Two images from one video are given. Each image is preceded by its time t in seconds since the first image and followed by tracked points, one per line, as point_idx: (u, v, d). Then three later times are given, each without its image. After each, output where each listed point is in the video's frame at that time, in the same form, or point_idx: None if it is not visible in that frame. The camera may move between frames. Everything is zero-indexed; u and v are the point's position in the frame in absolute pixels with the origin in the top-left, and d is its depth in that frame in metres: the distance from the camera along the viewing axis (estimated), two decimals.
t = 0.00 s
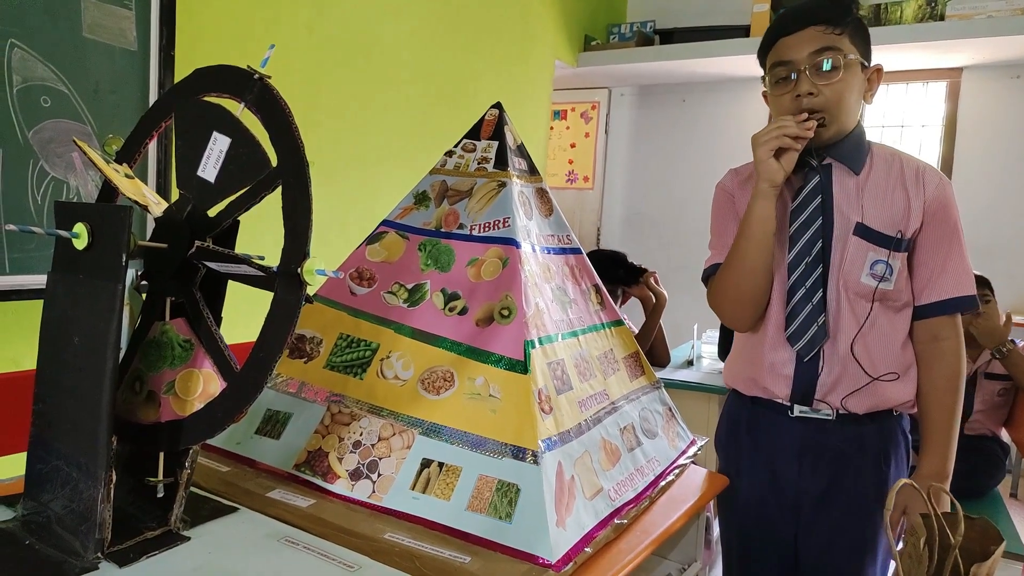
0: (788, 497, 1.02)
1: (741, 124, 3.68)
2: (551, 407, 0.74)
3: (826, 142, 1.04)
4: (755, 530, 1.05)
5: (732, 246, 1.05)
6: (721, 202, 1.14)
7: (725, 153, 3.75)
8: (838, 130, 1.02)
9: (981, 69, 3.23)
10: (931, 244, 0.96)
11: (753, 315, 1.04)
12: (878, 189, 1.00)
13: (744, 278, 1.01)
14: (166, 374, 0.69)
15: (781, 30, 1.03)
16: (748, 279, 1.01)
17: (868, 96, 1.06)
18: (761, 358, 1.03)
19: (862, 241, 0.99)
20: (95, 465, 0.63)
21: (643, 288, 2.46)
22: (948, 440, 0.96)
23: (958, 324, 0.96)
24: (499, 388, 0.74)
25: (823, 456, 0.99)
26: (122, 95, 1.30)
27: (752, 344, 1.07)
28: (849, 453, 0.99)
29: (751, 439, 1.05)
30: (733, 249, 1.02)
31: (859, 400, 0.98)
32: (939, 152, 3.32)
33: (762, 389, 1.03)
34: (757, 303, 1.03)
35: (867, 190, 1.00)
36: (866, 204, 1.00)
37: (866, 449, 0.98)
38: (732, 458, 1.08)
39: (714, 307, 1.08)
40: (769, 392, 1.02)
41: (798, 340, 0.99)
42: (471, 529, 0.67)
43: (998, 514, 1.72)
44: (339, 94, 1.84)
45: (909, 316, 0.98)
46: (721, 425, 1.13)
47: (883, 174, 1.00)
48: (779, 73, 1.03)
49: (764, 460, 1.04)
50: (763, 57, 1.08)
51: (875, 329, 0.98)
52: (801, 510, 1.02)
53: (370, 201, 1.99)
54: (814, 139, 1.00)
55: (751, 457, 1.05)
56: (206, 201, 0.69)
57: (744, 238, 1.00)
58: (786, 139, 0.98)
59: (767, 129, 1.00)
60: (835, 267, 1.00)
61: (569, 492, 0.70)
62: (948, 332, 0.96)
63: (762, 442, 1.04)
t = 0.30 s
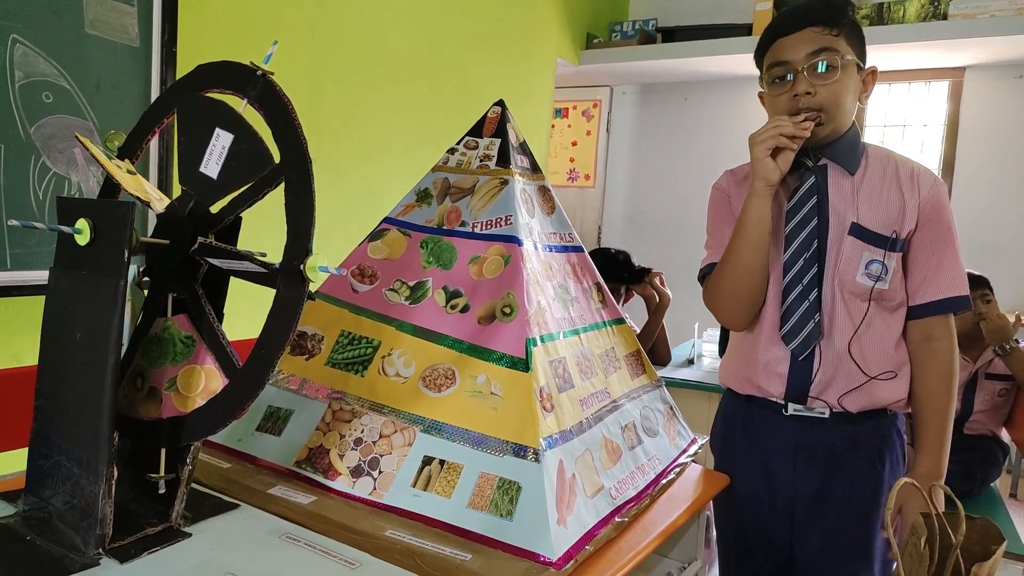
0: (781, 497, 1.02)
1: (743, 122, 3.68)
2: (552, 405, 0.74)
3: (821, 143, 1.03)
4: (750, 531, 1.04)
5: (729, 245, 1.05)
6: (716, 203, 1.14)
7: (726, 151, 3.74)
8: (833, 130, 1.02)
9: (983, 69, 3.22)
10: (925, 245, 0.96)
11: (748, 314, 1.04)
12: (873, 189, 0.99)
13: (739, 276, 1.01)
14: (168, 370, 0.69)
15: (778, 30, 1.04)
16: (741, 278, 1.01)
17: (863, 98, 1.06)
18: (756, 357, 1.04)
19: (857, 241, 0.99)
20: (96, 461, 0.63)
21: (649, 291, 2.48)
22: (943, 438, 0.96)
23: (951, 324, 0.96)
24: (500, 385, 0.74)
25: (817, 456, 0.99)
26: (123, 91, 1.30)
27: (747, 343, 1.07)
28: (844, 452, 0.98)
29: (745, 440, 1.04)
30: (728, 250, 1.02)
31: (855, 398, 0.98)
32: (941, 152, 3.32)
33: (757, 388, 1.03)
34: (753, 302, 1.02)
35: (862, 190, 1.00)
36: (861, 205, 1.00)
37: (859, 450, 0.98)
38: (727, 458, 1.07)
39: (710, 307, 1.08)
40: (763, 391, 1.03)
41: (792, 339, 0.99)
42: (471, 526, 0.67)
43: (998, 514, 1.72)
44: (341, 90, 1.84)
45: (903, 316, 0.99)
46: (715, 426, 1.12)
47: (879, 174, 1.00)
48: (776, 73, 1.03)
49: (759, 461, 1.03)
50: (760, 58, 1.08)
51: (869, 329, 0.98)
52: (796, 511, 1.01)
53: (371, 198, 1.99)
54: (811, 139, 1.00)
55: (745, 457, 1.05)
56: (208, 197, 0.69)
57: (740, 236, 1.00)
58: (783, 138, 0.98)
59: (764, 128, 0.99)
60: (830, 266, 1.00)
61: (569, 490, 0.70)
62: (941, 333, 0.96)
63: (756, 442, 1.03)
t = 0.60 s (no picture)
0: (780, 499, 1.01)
1: (744, 123, 3.68)
2: (554, 406, 0.74)
3: (829, 142, 1.03)
4: (752, 531, 1.04)
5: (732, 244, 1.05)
6: (722, 199, 1.14)
7: (728, 152, 3.74)
8: (842, 128, 1.02)
9: (985, 68, 3.22)
10: (930, 248, 0.97)
11: (749, 313, 1.04)
12: (879, 190, 1.00)
13: (742, 276, 1.01)
14: (171, 372, 0.69)
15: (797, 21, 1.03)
16: (743, 276, 1.01)
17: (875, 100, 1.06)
18: (758, 357, 1.03)
19: (861, 242, 0.99)
20: (99, 463, 0.63)
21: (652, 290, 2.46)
22: (947, 440, 0.97)
23: (955, 327, 0.97)
24: (502, 387, 0.74)
25: (819, 456, 0.99)
26: (125, 92, 1.31)
27: (750, 343, 1.06)
28: (845, 452, 0.98)
29: (747, 440, 1.04)
30: (733, 249, 1.02)
31: (856, 399, 0.97)
32: (943, 152, 3.31)
33: (759, 388, 1.03)
34: (754, 302, 1.03)
35: (868, 191, 1.00)
36: (866, 205, 1.00)
37: (861, 450, 0.98)
38: (729, 458, 1.07)
39: (713, 305, 1.08)
40: (765, 391, 1.02)
41: (794, 338, 0.99)
42: (473, 528, 0.67)
43: (1001, 515, 1.72)
44: (343, 92, 1.84)
45: (905, 317, 0.99)
46: (720, 425, 1.12)
47: (884, 175, 1.00)
48: (791, 65, 1.02)
49: (760, 462, 1.02)
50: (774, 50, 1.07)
51: (872, 330, 0.98)
52: (798, 513, 1.00)
53: (373, 200, 1.99)
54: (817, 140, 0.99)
55: (746, 458, 1.04)
56: (211, 199, 0.69)
57: (744, 235, 1.00)
58: (790, 137, 0.97)
59: (771, 126, 0.99)
60: (834, 266, 1.00)
61: (572, 491, 0.70)
62: (944, 335, 0.97)
63: (758, 442, 1.03)
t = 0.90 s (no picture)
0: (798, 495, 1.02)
1: (745, 117, 3.67)
2: (554, 400, 0.74)
3: (858, 134, 1.02)
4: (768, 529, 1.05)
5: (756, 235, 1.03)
6: (746, 192, 1.13)
7: (728, 147, 3.73)
8: (872, 121, 1.01)
9: (986, 65, 3.21)
10: (959, 247, 0.96)
11: (771, 306, 1.03)
12: (908, 186, 0.99)
13: (765, 268, 1.00)
14: (169, 362, 0.68)
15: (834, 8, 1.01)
16: (767, 268, 1.00)
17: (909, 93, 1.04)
18: (779, 351, 1.03)
19: (889, 238, 0.98)
20: (95, 454, 0.63)
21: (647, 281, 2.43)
22: (969, 440, 0.96)
23: (980, 327, 0.96)
24: (501, 380, 0.74)
25: (833, 453, 0.99)
26: (123, 81, 1.30)
27: (771, 337, 1.06)
28: (863, 449, 0.98)
29: (764, 438, 1.05)
30: (756, 241, 1.01)
31: (879, 397, 0.97)
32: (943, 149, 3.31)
33: (780, 383, 1.03)
34: (776, 295, 1.02)
35: (897, 187, 0.99)
36: (894, 201, 0.99)
37: (881, 444, 0.98)
38: (747, 450, 1.07)
39: (733, 298, 1.07)
40: (789, 388, 1.02)
41: (817, 335, 0.99)
42: (472, 521, 0.67)
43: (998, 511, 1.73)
44: (343, 83, 1.83)
45: (931, 316, 0.98)
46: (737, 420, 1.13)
47: (913, 171, 0.99)
48: (824, 53, 1.00)
49: (776, 459, 1.03)
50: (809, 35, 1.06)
51: (897, 328, 0.97)
52: (814, 510, 1.01)
53: (372, 192, 1.99)
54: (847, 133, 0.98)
55: (762, 455, 1.05)
56: (210, 189, 0.69)
57: (769, 226, 0.99)
58: (819, 130, 0.96)
59: (801, 119, 0.97)
60: (859, 263, 0.99)
61: (570, 485, 0.70)
62: (968, 335, 0.96)
63: (774, 437, 1.04)
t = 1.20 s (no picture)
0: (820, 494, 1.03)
1: (745, 116, 3.66)
2: (552, 397, 0.74)
3: (890, 134, 1.03)
4: (781, 532, 1.07)
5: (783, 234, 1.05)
6: (771, 189, 1.14)
7: (728, 145, 3.73)
8: (906, 122, 1.01)
9: (986, 64, 3.21)
10: (990, 250, 0.96)
11: (796, 306, 1.04)
12: (938, 187, 0.99)
13: (792, 268, 1.01)
14: (167, 359, 0.68)
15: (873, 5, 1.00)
16: (794, 267, 1.01)
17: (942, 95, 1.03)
18: (803, 350, 1.04)
19: (917, 239, 0.98)
20: (95, 450, 0.63)
21: (636, 277, 2.37)
22: (997, 445, 0.97)
23: (1010, 332, 0.96)
24: (501, 377, 0.74)
25: (855, 458, 1.00)
26: (121, 78, 1.29)
27: (794, 337, 1.07)
28: (881, 454, 0.99)
29: (783, 439, 1.06)
30: (784, 240, 1.02)
31: (906, 399, 0.98)
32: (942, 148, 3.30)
33: (802, 382, 1.03)
34: (802, 294, 1.03)
35: (927, 187, 1.00)
36: (924, 202, 0.99)
37: (904, 445, 0.99)
38: (763, 451, 1.09)
39: (759, 297, 1.08)
40: (811, 388, 1.03)
41: (841, 334, 0.99)
42: (471, 518, 0.67)
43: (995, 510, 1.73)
44: (343, 80, 1.83)
45: (959, 319, 0.99)
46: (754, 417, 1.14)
47: (944, 172, 1.00)
48: (861, 49, 0.99)
49: (795, 460, 1.04)
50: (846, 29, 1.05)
51: (925, 330, 0.98)
52: (831, 508, 1.03)
53: (372, 189, 1.99)
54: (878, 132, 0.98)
55: (780, 456, 1.06)
56: (208, 185, 0.69)
57: (796, 226, 1.01)
58: (849, 130, 0.97)
59: (832, 117, 0.98)
60: (887, 262, 1.00)
61: (569, 482, 0.70)
62: (998, 338, 0.96)
63: (795, 438, 1.04)
